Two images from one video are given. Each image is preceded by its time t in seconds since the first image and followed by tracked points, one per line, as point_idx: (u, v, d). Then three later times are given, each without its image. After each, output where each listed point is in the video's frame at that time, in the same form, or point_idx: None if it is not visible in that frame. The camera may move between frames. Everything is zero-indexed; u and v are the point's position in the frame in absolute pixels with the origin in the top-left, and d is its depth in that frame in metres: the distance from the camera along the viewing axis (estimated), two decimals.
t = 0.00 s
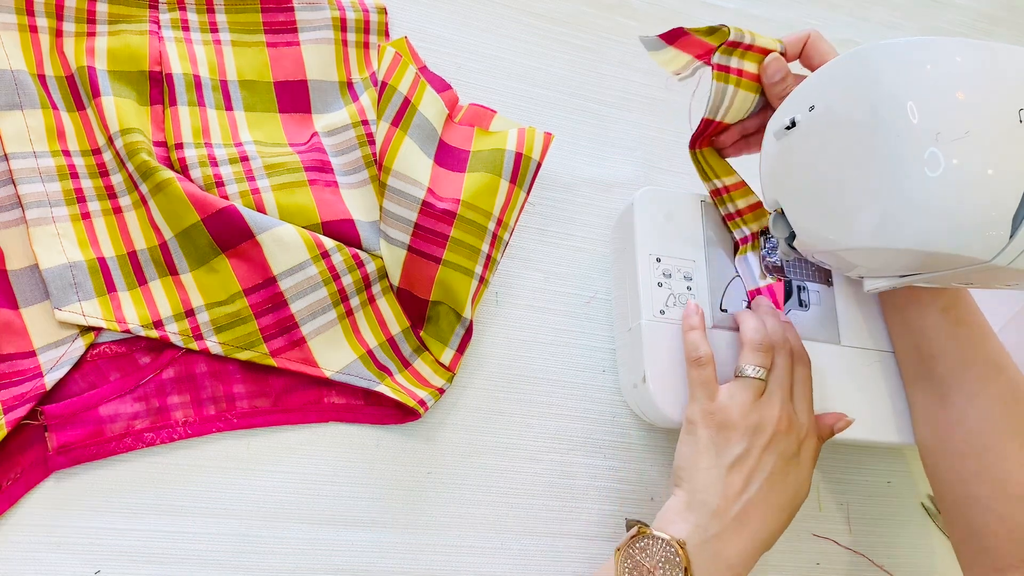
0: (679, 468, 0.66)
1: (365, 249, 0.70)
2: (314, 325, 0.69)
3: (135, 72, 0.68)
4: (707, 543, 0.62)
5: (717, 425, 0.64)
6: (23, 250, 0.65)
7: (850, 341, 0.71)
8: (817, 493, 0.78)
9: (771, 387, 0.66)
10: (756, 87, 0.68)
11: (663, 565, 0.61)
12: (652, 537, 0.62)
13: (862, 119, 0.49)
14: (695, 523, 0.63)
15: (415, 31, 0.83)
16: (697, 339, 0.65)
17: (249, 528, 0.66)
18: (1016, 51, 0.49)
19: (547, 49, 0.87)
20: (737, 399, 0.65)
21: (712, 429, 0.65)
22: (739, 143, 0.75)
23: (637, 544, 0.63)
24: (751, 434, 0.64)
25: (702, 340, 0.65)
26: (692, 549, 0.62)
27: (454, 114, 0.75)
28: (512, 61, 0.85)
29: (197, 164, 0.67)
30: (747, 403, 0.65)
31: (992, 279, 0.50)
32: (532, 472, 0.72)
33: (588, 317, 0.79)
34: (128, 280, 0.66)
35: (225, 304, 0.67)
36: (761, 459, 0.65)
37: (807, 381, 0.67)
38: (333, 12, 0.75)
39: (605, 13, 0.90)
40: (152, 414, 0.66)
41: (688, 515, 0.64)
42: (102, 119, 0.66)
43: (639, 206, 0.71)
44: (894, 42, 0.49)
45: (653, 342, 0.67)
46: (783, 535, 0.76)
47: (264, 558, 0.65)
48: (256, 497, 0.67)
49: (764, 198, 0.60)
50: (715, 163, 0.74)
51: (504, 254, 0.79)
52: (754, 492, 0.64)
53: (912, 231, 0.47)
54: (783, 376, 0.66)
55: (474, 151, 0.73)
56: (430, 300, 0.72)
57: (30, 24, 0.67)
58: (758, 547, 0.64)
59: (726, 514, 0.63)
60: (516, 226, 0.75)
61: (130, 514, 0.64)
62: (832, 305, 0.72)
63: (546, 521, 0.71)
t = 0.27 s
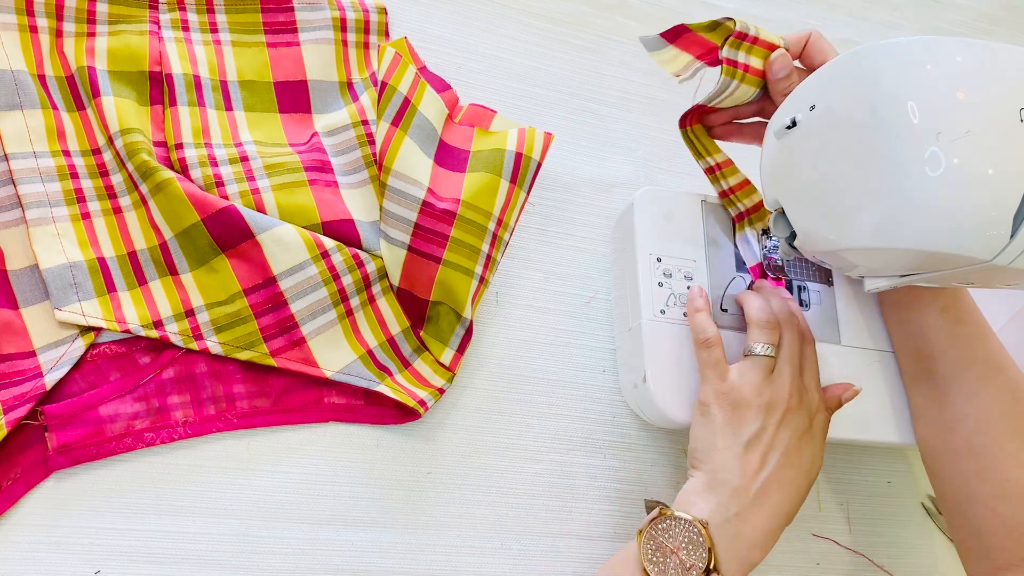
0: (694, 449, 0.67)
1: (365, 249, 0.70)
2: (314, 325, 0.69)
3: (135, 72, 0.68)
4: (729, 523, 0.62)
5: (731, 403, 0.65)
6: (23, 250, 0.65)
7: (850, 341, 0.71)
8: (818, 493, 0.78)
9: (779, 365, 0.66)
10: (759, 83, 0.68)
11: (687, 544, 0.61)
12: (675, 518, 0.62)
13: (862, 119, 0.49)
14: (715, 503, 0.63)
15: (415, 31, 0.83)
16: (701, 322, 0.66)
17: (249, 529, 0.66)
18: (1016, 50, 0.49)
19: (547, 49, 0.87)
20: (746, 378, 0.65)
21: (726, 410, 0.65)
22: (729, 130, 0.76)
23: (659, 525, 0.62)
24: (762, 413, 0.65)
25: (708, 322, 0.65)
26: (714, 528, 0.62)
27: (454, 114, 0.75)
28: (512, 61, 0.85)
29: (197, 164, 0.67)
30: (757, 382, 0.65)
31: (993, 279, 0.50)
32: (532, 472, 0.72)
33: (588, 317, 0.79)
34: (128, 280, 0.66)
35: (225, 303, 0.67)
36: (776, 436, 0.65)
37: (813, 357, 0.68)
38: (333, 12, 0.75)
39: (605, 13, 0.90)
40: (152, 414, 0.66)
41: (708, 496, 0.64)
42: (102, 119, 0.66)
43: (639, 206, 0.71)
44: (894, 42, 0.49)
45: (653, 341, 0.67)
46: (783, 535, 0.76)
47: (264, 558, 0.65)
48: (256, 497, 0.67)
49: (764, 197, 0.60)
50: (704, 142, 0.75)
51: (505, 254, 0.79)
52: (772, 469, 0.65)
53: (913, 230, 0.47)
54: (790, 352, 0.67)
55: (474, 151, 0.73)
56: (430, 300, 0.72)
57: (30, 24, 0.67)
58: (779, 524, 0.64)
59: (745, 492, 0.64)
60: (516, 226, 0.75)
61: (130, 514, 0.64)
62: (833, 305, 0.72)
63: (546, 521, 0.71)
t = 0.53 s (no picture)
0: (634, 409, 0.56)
1: (365, 249, 0.70)
2: (314, 325, 0.69)
3: (135, 72, 0.68)
4: (675, 482, 0.51)
5: (668, 335, 0.55)
6: (23, 250, 0.64)
7: (850, 341, 0.71)
8: (817, 493, 0.78)
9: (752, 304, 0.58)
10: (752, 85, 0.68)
11: (629, 484, 0.51)
12: (617, 458, 0.52)
13: (863, 119, 0.49)
14: (669, 445, 0.52)
15: (415, 31, 0.83)
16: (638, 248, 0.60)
17: (249, 529, 0.66)
18: (1016, 51, 0.49)
19: (547, 49, 0.87)
20: (686, 308, 0.56)
21: (663, 342, 0.55)
22: (720, 125, 0.77)
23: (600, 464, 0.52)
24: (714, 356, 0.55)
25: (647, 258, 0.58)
26: (663, 479, 0.51)
27: (454, 115, 0.75)
28: (512, 62, 0.85)
29: (197, 164, 0.67)
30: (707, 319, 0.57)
31: (993, 279, 0.50)
32: (532, 472, 0.72)
33: (588, 317, 0.79)
34: (128, 280, 0.66)
35: (225, 303, 0.67)
36: (754, 403, 0.55)
37: (761, 281, 0.58)
38: (333, 12, 0.75)
39: (605, 13, 0.90)
40: (152, 414, 0.66)
41: (659, 443, 0.53)
42: (102, 119, 0.66)
43: (639, 206, 0.71)
44: (894, 42, 0.49)
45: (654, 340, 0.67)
46: (783, 535, 0.76)
47: (265, 558, 0.65)
48: (256, 497, 0.67)
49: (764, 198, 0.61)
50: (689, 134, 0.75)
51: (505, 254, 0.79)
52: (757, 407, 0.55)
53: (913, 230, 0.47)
54: (733, 273, 0.57)
55: (474, 151, 0.73)
56: (430, 300, 0.72)
57: (30, 24, 0.67)
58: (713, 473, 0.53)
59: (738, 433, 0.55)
60: (516, 226, 0.75)
61: (130, 514, 0.64)
62: (832, 305, 0.72)
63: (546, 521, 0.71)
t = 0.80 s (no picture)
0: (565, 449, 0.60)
1: (365, 249, 0.70)
2: (314, 325, 0.69)
3: (135, 72, 0.68)
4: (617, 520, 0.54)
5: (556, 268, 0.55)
6: (22, 250, 0.64)
7: (850, 341, 0.71)
8: (818, 493, 0.78)
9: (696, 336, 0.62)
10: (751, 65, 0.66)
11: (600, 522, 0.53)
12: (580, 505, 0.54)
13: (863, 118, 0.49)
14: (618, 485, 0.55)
15: (415, 31, 0.83)
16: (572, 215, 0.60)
17: (248, 529, 0.66)
18: (1016, 50, 0.49)
19: (547, 49, 0.87)
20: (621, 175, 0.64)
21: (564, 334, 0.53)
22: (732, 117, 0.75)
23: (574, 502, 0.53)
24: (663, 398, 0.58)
25: (594, 227, 0.58)
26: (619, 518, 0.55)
27: (454, 115, 0.75)
28: (513, 62, 0.85)
29: (197, 164, 0.67)
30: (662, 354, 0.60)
31: (993, 279, 0.50)
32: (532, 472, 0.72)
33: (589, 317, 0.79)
34: (128, 280, 0.66)
35: (225, 303, 0.67)
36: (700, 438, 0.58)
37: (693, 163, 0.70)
38: (333, 12, 0.75)
39: (605, 13, 0.90)
40: (152, 414, 0.66)
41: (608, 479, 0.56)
42: (102, 119, 0.66)
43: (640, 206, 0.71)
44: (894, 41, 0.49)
45: (654, 339, 0.67)
46: (783, 535, 0.76)
47: (265, 559, 0.65)
48: (256, 497, 0.66)
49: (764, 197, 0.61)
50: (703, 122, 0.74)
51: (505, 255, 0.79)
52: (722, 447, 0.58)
53: (914, 229, 0.46)
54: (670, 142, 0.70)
55: (474, 152, 0.73)
56: (430, 300, 0.72)
57: (30, 24, 0.67)
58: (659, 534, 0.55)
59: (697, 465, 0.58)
60: (516, 226, 0.75)
61: (130, 514, 0.64)
62: (833, 304, 0.72)
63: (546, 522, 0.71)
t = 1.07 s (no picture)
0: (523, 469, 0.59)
1: (365, 249, 0.70)
2: (314, 325, 0.69)
3: (135, 72, 0.68)
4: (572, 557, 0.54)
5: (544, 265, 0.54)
6: (23, 250, 0.64)
7: (850, 341, 0.71)
8: (818, 493, 0.78)
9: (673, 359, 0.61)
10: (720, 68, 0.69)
11: None
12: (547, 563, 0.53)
13: (863, 119, 0.49)
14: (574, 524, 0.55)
15: (415, 31, 0.83)
16: (554, 214, 0.58)
17: (249, 529, 0.66)
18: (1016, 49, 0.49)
19: (547, 49, 0.87)
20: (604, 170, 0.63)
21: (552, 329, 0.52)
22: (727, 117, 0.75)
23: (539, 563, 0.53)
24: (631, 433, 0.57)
25: (576, 226, 0.56)
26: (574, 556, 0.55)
27: (454, 115, 0.75)
28: (513, 62, 0.85)
29: (197, 164, 0.67)
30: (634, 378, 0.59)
31: (994, 279, 0.51)
32: (532, 472, 0.72)
33: (589, 318, 0.79)
34: (128, 280, 0.66)
35: (224, 304, 0.67)
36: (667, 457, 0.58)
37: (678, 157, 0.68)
38: (333, 12, 0.75)
39: (605, 14, 0.90)
40: (152, 414, 0.66)
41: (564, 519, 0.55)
42: (102, 119, 0.66)
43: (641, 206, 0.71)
44: (894, 41, 0.49)
45: (654, 340, 0.67)
46: (783, 535, 0.76)
47: (265, 559, 0.65)
48: (256, 497, 0.66)
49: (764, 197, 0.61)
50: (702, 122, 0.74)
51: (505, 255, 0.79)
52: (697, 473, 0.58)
53: (915, 229, 0.46)
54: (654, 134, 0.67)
55: (474, 152, 0.73)
56: (430, 300, 0.72)
57: (30, 24, 0.67)
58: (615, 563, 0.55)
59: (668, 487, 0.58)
60: (516, 226, 0.75)
61: (129, 514, 0.64)
62: (834, 304, 0.72)
63: (546, 522, 0.71)
